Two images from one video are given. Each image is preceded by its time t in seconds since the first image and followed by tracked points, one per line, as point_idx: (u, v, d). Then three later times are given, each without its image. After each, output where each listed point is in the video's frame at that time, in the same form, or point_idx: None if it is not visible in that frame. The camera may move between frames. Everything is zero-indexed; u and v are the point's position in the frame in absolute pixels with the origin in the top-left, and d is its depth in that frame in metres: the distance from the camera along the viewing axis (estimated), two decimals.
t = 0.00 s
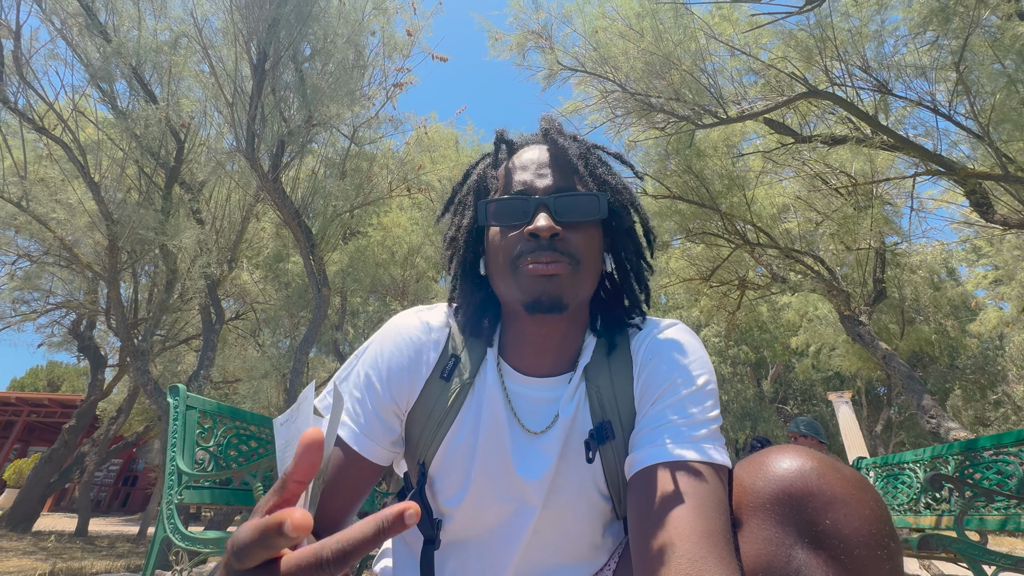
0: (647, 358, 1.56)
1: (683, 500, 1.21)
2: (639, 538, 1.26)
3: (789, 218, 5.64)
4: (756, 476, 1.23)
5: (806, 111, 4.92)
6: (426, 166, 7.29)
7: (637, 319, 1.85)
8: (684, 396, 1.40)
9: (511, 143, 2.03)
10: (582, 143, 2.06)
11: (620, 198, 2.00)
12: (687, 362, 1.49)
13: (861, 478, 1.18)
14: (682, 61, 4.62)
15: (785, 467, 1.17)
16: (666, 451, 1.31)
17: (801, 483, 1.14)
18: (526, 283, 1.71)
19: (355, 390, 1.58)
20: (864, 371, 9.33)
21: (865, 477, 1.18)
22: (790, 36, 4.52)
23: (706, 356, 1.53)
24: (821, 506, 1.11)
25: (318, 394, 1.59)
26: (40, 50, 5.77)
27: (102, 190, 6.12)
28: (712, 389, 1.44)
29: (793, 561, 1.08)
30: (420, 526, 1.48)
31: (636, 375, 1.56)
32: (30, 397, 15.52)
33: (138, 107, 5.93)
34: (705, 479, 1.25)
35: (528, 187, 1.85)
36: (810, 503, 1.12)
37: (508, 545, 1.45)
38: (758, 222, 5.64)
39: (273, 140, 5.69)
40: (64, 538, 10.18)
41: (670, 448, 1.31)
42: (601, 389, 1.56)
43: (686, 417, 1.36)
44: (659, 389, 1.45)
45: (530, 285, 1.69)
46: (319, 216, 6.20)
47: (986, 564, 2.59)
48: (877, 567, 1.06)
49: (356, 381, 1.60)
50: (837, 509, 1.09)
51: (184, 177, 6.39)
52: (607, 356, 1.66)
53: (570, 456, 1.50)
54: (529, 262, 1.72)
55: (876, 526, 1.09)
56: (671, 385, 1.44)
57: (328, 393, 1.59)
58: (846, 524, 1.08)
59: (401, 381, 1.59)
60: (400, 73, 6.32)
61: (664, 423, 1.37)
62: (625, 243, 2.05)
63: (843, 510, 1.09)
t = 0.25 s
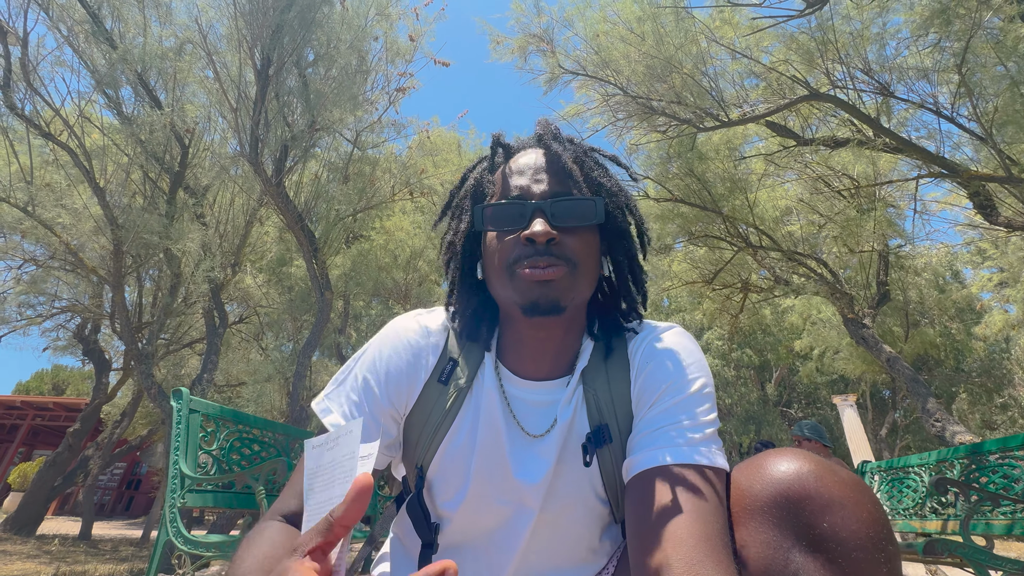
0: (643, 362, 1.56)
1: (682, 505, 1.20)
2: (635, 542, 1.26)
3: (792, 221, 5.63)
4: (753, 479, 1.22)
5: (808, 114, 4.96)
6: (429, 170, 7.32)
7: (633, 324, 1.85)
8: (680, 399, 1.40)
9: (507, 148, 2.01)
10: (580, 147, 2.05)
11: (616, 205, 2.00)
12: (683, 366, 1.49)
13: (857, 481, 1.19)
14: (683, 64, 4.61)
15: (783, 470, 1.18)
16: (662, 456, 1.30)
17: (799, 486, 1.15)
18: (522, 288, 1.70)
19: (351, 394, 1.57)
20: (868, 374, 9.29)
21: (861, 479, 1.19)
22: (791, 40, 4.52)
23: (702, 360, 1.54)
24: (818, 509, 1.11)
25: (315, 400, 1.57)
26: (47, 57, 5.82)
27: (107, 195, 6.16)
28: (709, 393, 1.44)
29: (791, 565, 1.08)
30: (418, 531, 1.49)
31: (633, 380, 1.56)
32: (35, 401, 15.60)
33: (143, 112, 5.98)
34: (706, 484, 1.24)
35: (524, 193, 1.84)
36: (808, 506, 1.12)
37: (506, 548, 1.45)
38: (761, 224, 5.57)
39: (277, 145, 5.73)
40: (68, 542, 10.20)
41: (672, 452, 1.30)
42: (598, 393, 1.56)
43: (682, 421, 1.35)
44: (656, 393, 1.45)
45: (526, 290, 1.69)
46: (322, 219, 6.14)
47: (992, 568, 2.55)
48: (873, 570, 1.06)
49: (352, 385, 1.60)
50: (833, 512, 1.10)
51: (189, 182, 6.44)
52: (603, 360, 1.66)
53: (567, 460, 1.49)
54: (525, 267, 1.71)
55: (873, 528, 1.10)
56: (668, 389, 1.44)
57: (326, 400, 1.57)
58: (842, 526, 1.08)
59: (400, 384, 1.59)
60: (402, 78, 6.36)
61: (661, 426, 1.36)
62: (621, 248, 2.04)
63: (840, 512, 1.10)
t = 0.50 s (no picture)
0: (639, 367, 1.56)
1: (674, 508, 1.21)
2: (632, 547, 1.26)
3: (795, 223, 5.64)
4: (750, 482, 1.20)
5: (810, 116, 4.87)
6: (431, 174, 7.35)
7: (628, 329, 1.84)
8: (675, 404, 1.40)
9: (503, 155, 2.01)
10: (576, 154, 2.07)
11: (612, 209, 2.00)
12: (678, 370, 1.48)
13: (853, 483, 1.16)
14: (685, 66, 4.63)
15: (779, 473, 1.15)
16: (658, 459, 1.31)
17: (795, 489, 1.12)
18: (516, 292, 1.71)
19: (352, 396, 1.59)
20: (872, 377, 9.24)
21: (857, 482, 1.16)
22: (792, 42, 4.50)
23: (700, 365, 1.53)
24: (814, 511, 1.09)
25: (315, 400, 1.60)
26: (53, 64, 5.88)
27: (112, 200, 6.21)
28: (704, 397, 1.43)
29: (788, 568, 1.05)
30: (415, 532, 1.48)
31: (629, 384, 1.55)
32: (41, 405, 15.69)
33: (148, 118, 6.03)
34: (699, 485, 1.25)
35: (519, 199, 1.85)
36: (803, 509, 1.10)
37: (503, 552, 1.45)
38: (764, 227, 5.56)
39: (280, 150, 5.77)
40: (73, 545, 10.24)
41: (665, 457, 1.30)
42: (593, 396, 1.55)
43: (677, 425, 1.36)
44: (650, 398, 1.45)
45: (520, 294, 1.70)
46: (325, 224, 6.24)
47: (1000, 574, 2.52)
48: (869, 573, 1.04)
49: (352, 386, 1.61)
50: (831, 515, 1.07)
51: (193, 187, 6.48)
52: (600, 363, 1.65)
53: (564, 463, 1.49)
54: (518, 271, 1.72)
55: (870, 531, 1.07)
56: (663, 394, 1.44)
57: (327, 401, 1.60)
58: (839, 529, 1.06)
59: (398, 387, 1.59)
60: (405, 82, 6.39)
61: (657, 432, 1.37)
62: (614, 252, 2.00)
63: (836, 515, 1.07)
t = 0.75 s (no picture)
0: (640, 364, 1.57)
1: (675, 508, 1.21)
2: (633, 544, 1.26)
3: (799, 225, 5.62)
4: (752, 483, 1.17)
5: (812, 118, 4.91)
6: (434, 178, 7.38)
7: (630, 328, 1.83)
8: (676, 405, 1.40)
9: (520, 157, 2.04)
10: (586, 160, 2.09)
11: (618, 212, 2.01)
12: (681, 370, 1.49)
13: (857, 484, 1.14)
14: (686, 70, 4.62)
15: (782, 475, 1.13)
16: (659, 460, 1.31)
17: (798, 490, 1.10)
18: (524, 278, 1.72)
19: (360, 382, 1.57)
20: (878, 379, 9.21)
21: (861, 483, 1.14)
22: (793, 45, 4.52)
23: (703, 366, 1.54)
24: (817, 514, 1.06)
25: (326, 387, 1.60)
26: (61, 72, 5.96)
27: (118, 206, 6.26)
28: (707, 397, 1.44)
29: (791, 570, 1.03)
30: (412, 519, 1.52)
31: (630, 381, 1.56)
32: (48, 409, 15.80)
33: (154, 124, 6.09)
34: (702, 488, 1.24)
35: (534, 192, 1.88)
36: (807, 511, 1.07)
37: (498, 545, 1.44)
38: (767, 229, 5.57)
39: (285, 155, 5.82)
40: (78, 549, 10.28)
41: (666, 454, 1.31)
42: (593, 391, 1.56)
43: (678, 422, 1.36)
44: (651, 397, 1.45)
45: (528, 280, 1.71)
46: (329, 227, 6.23)
47: None
48: None
49: (360, 372, 1.60)
50: (834, 517, 1.05)
51: (199, 192, 6.54)
52: (600, 358, 1.66)
53: (561, 455, 1.49)
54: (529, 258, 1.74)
55: (874, 533, 1.05)
56: (665, 393, 1.44)
57: (336, 388, 1.60)
58: (843, 531, 1.04)
59: (402, 376, 1.59)
60: (408, 87, 6.44)
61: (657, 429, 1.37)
62: (621, 257, 2.04)
63: (840, 517, 1.05)
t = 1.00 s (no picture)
0: (646, 368, 1.56)
1: (679, 510, 1.19)
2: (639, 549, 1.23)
3: (803, 226, 5.62)
4: (758, 487, 1.15)
5: (816, 119, 4.88)
6: (437, 181, 7.40)
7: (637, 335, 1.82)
8: (682, 407, 1.39)
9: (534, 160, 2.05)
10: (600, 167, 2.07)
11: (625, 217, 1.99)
12: (687, 372, 1.48)
13: (865, 487, 1.10)
14: (688, 71, 4.61)
15: (787, 477, 1.10)
16: (665, 461, 1.30)
17: (803, 493, 1.06)
18: (533, 285, 1.72)
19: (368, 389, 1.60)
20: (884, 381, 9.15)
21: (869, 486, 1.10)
22: (796, 45, 4.54)
23: (709, 368, 1.52)
24: (822, 516, 1.03)
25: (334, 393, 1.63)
26: (67, 78, 6.02)
27: (124, 210, 6.31)
28: (713, 400, 1.43)
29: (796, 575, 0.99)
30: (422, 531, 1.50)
31: (635, 385, 1.56)
32: (55, 412, 15.90)
33: (159, 129, 6.13)
34: (708, 491, 1.21)
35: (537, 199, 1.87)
36: (812, 514, 1.04)
37: (508, 554, 1.44)
38: (771, 230, 5.55)
39: (289, 159, 5.85)
40: (84, 552, 10.32)
41: (674, 458, 1.29)
42: (600, 397, 1.56)
43: (684, 426, 1.35)
44: (657, 400, 1.45)
45: (537, 287, 1.71)
46: (333, 231, 6.20)
47: None
48: None
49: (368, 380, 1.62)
50: (839, 520, 1.02)
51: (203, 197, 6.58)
52: (604, 364, 1.67)
53: (569, 463, 1.49)
54: (539, 265, 1.73)
55: (881, 537, 1.01)
56: (671, 396, 1.43)
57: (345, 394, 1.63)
58: (849, 535, 1.00)
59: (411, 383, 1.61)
60: (411, 91, 6.46)
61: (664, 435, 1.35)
62: (632, 268, 2.04)
63: (845, 520, 1.01)
